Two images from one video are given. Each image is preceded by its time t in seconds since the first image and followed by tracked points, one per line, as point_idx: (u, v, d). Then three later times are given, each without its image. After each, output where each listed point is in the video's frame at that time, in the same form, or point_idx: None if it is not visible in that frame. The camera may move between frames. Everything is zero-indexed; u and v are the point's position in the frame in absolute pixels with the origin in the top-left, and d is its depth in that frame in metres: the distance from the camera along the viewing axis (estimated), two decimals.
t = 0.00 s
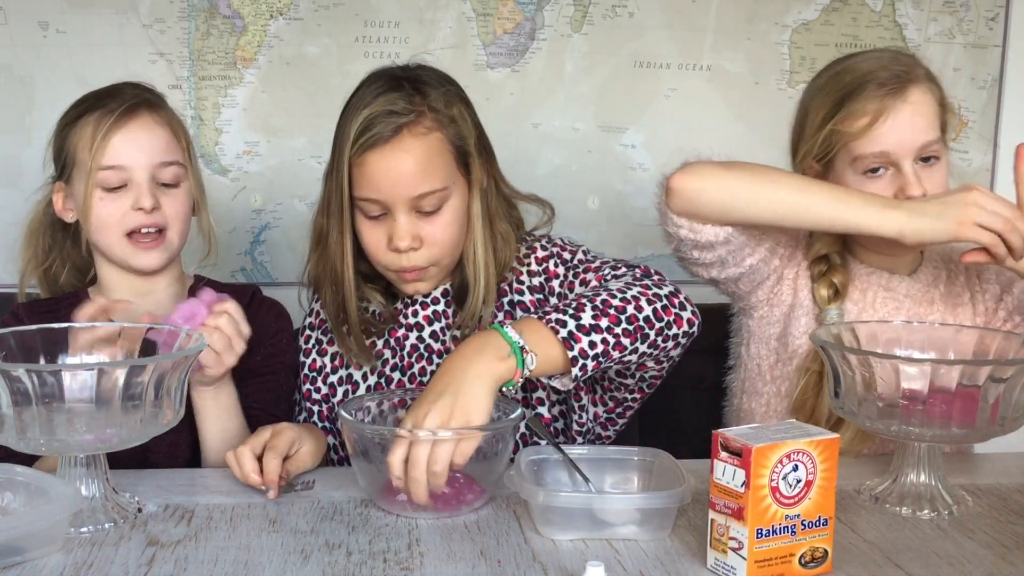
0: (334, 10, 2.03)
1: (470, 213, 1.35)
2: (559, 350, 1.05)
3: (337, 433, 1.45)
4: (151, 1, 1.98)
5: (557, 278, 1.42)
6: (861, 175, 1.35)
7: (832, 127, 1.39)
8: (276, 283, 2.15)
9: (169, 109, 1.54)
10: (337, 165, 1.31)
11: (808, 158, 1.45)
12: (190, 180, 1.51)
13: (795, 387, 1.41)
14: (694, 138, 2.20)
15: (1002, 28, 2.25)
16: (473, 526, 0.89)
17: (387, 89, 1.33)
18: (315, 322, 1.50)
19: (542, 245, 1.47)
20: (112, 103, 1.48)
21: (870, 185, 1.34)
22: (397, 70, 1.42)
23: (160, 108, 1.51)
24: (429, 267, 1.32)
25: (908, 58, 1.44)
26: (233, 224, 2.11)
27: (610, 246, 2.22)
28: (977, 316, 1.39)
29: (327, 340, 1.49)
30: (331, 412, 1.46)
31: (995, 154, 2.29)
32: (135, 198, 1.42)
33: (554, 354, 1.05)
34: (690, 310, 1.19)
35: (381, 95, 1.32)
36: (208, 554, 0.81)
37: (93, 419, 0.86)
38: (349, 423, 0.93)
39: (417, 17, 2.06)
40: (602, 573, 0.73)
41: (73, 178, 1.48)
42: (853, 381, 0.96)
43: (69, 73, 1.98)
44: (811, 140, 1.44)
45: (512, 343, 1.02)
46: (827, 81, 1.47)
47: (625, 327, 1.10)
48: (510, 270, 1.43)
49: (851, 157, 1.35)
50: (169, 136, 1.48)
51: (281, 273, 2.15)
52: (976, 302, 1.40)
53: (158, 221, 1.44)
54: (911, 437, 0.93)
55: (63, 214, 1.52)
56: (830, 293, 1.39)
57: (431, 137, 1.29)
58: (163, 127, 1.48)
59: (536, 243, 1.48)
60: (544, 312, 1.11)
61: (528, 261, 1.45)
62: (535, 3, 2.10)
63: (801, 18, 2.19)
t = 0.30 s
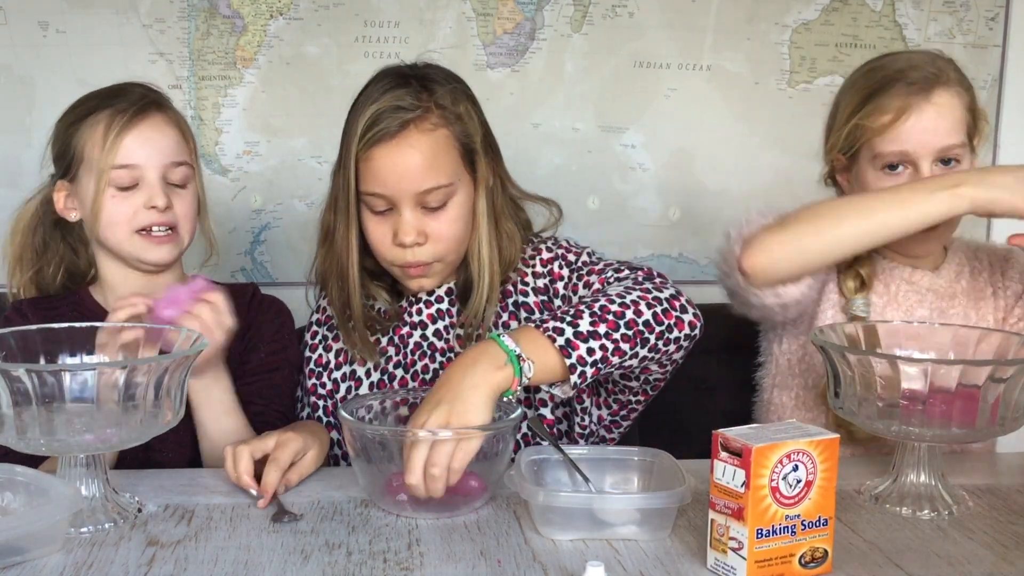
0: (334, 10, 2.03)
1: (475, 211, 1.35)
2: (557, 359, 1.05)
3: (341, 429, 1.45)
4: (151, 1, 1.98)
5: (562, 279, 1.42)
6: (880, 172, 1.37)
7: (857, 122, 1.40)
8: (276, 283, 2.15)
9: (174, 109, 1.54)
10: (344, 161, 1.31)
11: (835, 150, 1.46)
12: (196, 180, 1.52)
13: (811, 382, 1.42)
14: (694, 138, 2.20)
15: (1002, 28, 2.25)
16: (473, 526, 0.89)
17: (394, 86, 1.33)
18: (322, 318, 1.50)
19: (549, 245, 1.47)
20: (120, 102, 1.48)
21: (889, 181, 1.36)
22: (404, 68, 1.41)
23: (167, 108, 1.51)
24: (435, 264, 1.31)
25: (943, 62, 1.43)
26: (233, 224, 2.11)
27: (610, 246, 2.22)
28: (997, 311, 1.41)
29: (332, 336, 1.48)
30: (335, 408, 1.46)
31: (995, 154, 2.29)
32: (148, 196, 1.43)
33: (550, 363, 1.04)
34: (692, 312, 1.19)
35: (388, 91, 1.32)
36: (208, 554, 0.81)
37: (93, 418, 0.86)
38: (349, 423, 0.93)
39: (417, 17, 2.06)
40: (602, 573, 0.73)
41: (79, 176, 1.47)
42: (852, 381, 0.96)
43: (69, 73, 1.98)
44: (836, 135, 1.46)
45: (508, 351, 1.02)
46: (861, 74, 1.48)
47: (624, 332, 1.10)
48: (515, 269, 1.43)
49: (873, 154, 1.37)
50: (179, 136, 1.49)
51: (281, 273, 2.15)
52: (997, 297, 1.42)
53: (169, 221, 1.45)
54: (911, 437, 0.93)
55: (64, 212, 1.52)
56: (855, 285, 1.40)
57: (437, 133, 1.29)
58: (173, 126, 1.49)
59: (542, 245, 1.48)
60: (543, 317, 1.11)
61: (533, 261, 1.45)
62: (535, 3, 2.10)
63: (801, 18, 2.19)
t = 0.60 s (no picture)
0: (334, 10, 2.03)
1: (485, 206, 1.35)
2: (589, 360, 1.05)
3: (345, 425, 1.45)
4: (151, 1, 1.98)
5: (574, 281, 1.41)
6: (897, 186, 1.37)
7: (880, 132, 1.41)
8: (276, 283, 2.15)
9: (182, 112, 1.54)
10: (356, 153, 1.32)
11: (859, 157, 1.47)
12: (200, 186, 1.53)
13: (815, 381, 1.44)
14: (694, 138, 2.20)
15: (1002, 28, 2.25)
16: (473, 526, 0.89)
17: (407, 81, 1.34)
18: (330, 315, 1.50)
19: (563, 248, 1.46)
20: (129, 105, 1.47)
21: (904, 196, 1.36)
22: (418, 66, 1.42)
23: (176, 113, 1.51)
24: (444, 258, 1.32)
25: (973, 80, 1.44)
26: (233, 224, 2.10)
27: (610, 246, 2.23)
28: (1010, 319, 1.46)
29: (340, 333, 1.48)
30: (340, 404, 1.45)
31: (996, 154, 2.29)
32: (161, 204, 1.43)
33: (582, 366, 1.04)
34: (709, 322, 1.19)
35: (401, 85, 1.33)
36: (208, 554, 0.81)
37: (93, 419, 0.86)
38: (348, 423, 0.92)
39: (417, 17, 2.06)
40: (602, 573, 0.73)
41: (85, 176, 1.46)
42: (852, 381, 0.96)
43: (69, 73, 1.98)
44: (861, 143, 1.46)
45: (543, 354, 1.01)
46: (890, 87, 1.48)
47: (650, 337, 1.10)
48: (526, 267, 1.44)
49: (892, 167, 1.38)
50: (189, 143, 1.49)
51: (281, 273, 2.15)
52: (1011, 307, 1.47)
53: (177, 227, 1.45)
54: (911, 437, 0.93)
55: (64, 209, 1.49)
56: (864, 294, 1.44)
57: (449, 129, 1.29)
58: (183, 133, 1.49)
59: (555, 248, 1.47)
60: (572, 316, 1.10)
61: (545, 262, 1.44)
62: (535, 3, 2.10)
63: (801, 18, 2.19)
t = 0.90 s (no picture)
0: (334, 10, 2.03)
1: (494, 197, 1.34)
2: (620, 370, 1.07)
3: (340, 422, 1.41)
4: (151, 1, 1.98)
5: (585, 292, 1.42)
6: (887, 189, 1.40)
7: (870, 135, 1.43)
8: (276, 283, 2.15)
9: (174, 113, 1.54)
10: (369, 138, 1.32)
11: (849, 159, 1.49)
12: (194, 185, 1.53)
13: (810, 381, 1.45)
14: (695, 138, 2.20)
15: (1002, 28, 2.25)
16: (473, 526, 0.89)
17: (422, 69, 1.36)
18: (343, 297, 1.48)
19: (576, 258, 1.48)
20: (120, 105, 1.47)
21: (892, 199, 1.39)
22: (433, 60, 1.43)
23: (169, 113, 1.51)
24: (453, 246, 1.29)
25: (963, 82, 1.45)
26: (233, 224, 2.10)
27: (610, 246, 2.23)
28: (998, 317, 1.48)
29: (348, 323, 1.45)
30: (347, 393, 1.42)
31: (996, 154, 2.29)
32: (156, 203, 1.43)
33: (604, 377, 1.06)
34: (717, 365, 1.22)
35: (417, 73, 1.34)
36: (208, 554, 0.81)
37: (93, 419, 0.86)
38: (349, 423, 0.92)
39: (417, 17, 2.06)
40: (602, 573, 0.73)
41: (79, 176, 1.46)
42: (853, 381, 0.96)
43: (69, 73, 1.98)
44: (850, 144, 1.49)
45: (582, 357, 1.02)
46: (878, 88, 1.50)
47: (673, 366, 1.11)
48: (531, 266, 1.44)
49: (882, 170, 1.40)
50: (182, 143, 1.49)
51: (281, 273, 2.15)
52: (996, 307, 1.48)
53: (171, 227, 1.45)
54: (911, 438, 0.93)
55: (56, 211, 1.50)
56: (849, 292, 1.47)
57: (461, 116, 1.30)
58: (177, 133, 1.49)
59: (568, 254, 1.48)
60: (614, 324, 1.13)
61: (558, 269, 1.45)
62: (535, 3, 2.10)
63: (801, 18, 2.19)
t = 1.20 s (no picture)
0: (334, 10, 2.03)
1: (510, 193, 1.34)
2: (616, 385, 1.11)
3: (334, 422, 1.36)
4: (151, 1, 1.98)
5: (595, 304, 1.41)
6: (865, 194, 1.36)
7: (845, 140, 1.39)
8: (275, 283, 2.15)
9: (169, 126, 1.51)
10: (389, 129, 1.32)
11: (825, 162, 1.45)
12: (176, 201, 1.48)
13: (802, 384, 1.44)
14: (695, 138, 2.20)
15: (1002, 28, 2.25)
16: (473, 526, 0.89)
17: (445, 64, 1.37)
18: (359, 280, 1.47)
19: (592, 269, 1.47)
20: (110, 113, 1.46)
21: (871, 204, 1.35)
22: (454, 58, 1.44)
23: (157, 125, 1.48)
24: (468, 239, 1.29)
25: (932, 79, 1.41)
26: (232, 224, 2.10)
27: (610, 246, 2.23)
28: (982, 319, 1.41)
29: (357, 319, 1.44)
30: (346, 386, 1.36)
31: (996, 154, 2.29)
32: (111, 215, 1.40)
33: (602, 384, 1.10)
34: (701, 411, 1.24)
35: (440, 66, 1.35)
36: (208, 554, 0.81)
37: (93, 419, 0.86)
38: (349, 423, 0.93)
39: (417, 17, 2.06)
40: (602, 573, 0.73)
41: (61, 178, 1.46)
42: (855, 381, 0.96)
43: (69, 73, 1.98)
44: (826, 149, 1.45)
45: (586, 358, 1.05)
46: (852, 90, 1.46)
47: (664, 395, 1.15)
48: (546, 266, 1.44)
49: (859, 176, 1.36)
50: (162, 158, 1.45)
51: (280, 273, 2.15)
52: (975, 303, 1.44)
53: (134, 240, 1.43)
54: (912, 439, 0.93)
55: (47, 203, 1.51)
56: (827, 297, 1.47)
57: (480, 110, 1.30)
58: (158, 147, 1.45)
59: (584, 263, 1.48)
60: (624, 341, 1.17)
61: (574, 279, 1.44)
62: (535, 3, 2.10)
63: (801, 18, 2.19)
